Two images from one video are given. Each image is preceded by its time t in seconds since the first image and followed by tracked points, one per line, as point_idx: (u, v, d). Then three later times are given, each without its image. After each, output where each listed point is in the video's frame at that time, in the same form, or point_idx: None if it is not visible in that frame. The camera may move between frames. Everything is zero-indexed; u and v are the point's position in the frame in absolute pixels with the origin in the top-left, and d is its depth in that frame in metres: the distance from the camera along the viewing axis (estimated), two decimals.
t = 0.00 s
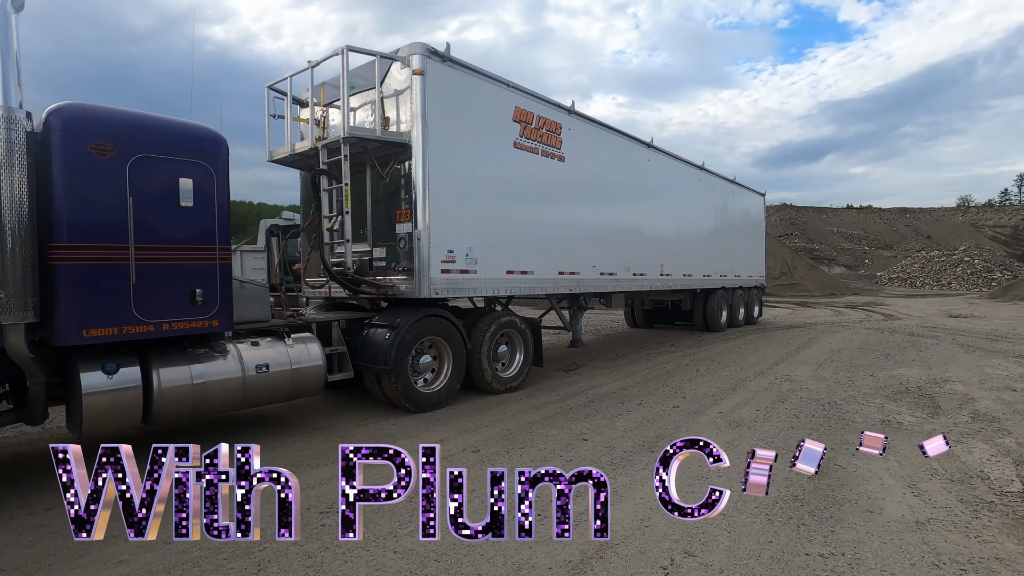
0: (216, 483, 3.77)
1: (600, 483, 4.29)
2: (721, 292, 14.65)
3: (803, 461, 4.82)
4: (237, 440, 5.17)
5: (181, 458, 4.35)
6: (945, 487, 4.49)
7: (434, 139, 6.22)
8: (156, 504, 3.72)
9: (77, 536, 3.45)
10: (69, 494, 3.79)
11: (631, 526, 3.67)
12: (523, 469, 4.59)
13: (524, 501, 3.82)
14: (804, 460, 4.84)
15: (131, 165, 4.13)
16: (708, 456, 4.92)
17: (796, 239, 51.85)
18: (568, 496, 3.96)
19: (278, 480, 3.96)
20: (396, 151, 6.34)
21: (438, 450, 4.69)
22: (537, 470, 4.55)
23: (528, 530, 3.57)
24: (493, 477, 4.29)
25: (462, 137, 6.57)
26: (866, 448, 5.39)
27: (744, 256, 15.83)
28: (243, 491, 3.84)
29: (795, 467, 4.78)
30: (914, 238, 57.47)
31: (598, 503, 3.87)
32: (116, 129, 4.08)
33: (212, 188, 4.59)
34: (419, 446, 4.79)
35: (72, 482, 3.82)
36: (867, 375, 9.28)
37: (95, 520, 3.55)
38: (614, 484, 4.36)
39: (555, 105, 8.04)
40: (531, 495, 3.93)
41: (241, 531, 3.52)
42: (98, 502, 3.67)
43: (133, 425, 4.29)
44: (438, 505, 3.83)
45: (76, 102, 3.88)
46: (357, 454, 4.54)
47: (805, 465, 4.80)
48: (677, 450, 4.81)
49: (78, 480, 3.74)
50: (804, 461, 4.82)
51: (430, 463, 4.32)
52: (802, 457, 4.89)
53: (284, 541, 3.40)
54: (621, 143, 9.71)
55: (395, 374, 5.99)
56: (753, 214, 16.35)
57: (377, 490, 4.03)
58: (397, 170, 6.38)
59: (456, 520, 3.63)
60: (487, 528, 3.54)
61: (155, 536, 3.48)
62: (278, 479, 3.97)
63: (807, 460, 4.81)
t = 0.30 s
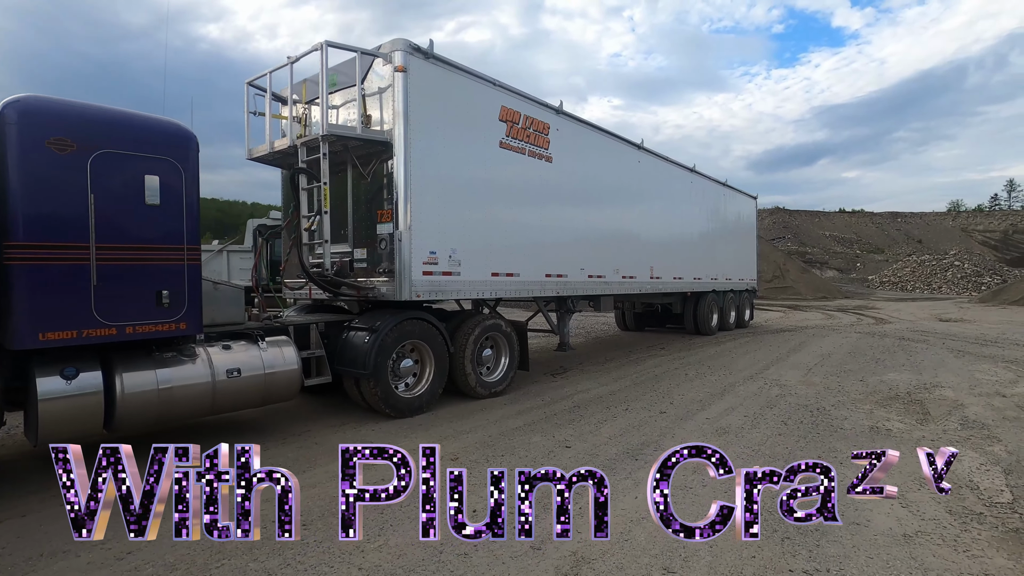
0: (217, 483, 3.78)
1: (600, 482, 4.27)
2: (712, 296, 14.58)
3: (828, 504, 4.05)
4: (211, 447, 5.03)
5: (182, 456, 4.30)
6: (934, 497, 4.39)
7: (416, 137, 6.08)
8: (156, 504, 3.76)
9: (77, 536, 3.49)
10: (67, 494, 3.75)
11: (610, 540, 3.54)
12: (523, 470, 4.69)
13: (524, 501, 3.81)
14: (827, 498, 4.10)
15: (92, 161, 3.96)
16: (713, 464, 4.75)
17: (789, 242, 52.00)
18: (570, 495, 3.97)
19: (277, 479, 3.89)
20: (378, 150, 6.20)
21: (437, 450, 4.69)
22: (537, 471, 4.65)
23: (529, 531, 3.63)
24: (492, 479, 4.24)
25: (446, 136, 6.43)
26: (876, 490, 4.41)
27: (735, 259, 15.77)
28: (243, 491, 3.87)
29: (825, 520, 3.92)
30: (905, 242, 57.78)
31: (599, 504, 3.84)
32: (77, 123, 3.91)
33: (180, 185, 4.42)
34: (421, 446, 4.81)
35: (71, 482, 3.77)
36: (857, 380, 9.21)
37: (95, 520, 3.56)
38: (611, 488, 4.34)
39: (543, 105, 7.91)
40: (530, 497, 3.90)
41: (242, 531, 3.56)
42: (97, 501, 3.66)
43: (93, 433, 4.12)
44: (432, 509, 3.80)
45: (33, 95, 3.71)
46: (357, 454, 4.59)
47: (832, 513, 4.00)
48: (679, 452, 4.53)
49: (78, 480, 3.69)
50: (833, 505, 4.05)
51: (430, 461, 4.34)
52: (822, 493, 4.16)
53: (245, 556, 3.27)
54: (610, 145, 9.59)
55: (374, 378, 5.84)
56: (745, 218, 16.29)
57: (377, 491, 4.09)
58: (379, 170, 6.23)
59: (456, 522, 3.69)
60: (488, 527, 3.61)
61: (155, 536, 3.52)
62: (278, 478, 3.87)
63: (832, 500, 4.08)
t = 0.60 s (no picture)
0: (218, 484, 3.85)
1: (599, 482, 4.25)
2: (705, 298, 14.46)
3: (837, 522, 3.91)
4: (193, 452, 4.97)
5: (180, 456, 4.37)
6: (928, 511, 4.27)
7: (400, 137, 5.93)
8: (156, 504, 3.82)
9: (77, 536, 3.54)
10: (68, 493, 3.80)
11: (593, 558, 3.41)
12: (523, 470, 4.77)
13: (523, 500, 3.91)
14: (835, 520, 3.94)
15: (52, 159, 3.80)
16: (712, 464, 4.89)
17: (783, 245, 52.10)
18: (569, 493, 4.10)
19: (277, 478, 4.02)
20: (361, 150, 6.04)
21: (438, 449, 4.70)
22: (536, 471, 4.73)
23: (529, 531, 3.75)
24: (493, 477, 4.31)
25: (431, 136, 6.27)
26: (893, 535, 3.83)
27: (729, 262, 15.67)
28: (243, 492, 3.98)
29: (834, 537, 3.84)
30: (898, 245, 57.96)
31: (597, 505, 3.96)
32: (36, 119, 3.76)
33: (149, 185, 4.25)
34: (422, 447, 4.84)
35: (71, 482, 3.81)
36: (850, 386, 9.09)
37: (95, 519, 3.63)
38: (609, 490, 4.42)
39: (533, 104, 7.76)
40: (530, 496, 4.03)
41: (241, 530, 3.67)
42: (97, 501, 3.70)
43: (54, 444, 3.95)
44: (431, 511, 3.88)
45: None
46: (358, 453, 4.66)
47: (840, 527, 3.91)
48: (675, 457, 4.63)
49: (78, 480, 3.74)
50: (841, 525, 3.90)
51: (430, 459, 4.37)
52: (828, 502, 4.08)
53: None
54: (601, 146, 9.46)
55: (355, 385, 5.67)
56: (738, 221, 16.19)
57: (377, 490, 4.20)
58: (362, 170, 6.07)
59: (456, 522, 3.80)
60: (488, 527, 3.73)
61: (155, 536, 3.59)
62: (278, 478, 4.01)
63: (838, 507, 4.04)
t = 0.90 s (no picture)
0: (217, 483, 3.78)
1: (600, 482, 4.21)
2: (702, 299, 14.29)
3: (838, 522, 3.90)
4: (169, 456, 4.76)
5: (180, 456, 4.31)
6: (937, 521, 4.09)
7: (389, 130, 5.72)
8: (156, 503, 3.74)
9: (77, 536, 3.48)
10: (68, 493, 3.73)
11: (588, 571, 3.23)
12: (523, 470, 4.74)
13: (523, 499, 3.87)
14: (836, 520, 3.92)
15: (15, 148, 3.60)
16: (713, 464, 4.83)
17: (779, 246, 52.04)
18: (570, 490, 4.09)
19: (277, 478, 3.96)
20: (348, 144, 5.84)
21: (437, 450, 4.67)
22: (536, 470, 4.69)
23: (529, 530, 3.70)
24: (493, 477, 4.31)
25: (422, 129, 6.06)
26: (893, 535, 3.82)
27: (726, 263, 15.50)
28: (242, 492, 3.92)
29: (834, 537, 3.83)
30: (894, 247, 57.99)
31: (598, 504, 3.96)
32: None
33: (120, 176, 4.04)
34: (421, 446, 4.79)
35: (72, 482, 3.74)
36: (850, 388, 8.92)
37: (95, 519, 3.56)
38: (609, 489, 4.40)
39: (527, 99, 7.57)
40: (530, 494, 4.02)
41: (242, 530, 3.61)
42: (97, 501, 3.63)
43: (18, 449, 3.73)
44: (431, 510, 3.83)
45: None
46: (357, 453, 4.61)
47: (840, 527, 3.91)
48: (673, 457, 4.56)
49: (79, 480, 3.65)
50: (841, 525, 3.89)
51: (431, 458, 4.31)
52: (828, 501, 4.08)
53: None
54: (597, 142, 9.26)
55: (341, 387, 5.46)
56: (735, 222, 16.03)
57: (377, 490, 4.15)
58: (350, 164, 5.86)
59: (456, 520, 3.76)
60: (487, 526, 3.68)
61: (155, 536, 3.53)
62: (278, 478, 3.95)
63: (838, 507, 4.01)
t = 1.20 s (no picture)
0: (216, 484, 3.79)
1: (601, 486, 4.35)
2: (701, 301, 14.08)
3: (836, 522, 4.01)
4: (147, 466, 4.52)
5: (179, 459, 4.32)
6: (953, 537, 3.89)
7: (380, 124, 5.49)
8: (156, 504, 3.77)
9: (77, 536, 3.46)
10: (66, 493, 3.71)
11: None
12: (522, 470, 4.75)
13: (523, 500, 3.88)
14: (835, 520, 4.03)
15: None
16: (714, 463, 4.90)
17: (776, 248, 51.94)
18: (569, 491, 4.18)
19: (276, 478, 4.02)
20: (338, 138, 5.60)
21: (437, 449, 4.67)
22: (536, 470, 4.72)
23: (529, 531, 3.73)
24: (493, 475, 4.37)
25: (414, 123, 5.83)
26: (891, 535, 3.91)
27: (725, 265, 15.31)
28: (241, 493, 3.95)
29: (833, 536, 3.92)
30: (891, 250, 57.98)
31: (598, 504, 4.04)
32: None
33: (90, 168, 3.81)
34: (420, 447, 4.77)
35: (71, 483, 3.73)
36: (853, 393, 8.72)
37: (95, 519, 3.56)
38: (609, 489, 4.47)
39: (525, 94, 7.34)
40: (530, 495, 4.07)
41: (242, 531, 3.62)
42: (97, 501, 3.64)
43: None
44: (431, 512, 3.84)
45: None
46: (357, 454, 4.61)
47: (840, 528, 3.99)
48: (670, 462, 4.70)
49: (79, 479, 3.66)
50: (841, 525, 3.98)
51: (431, 461, 4.35)
52: (828, 504, 4.19)
53: None
54: (596, 140, 9.04)
55: (328, 392, 5.22)
56: (735, 223, 15.84)
57: (376, 490, 4.17)
58: (339, 159, 5.62)
59: (456, 522, 3.78)
60: (488, 527, 3.70)
61: (155, 536, 3.53)
62: (277, 478, 4.01)
63: (837, 508, 4.13)
